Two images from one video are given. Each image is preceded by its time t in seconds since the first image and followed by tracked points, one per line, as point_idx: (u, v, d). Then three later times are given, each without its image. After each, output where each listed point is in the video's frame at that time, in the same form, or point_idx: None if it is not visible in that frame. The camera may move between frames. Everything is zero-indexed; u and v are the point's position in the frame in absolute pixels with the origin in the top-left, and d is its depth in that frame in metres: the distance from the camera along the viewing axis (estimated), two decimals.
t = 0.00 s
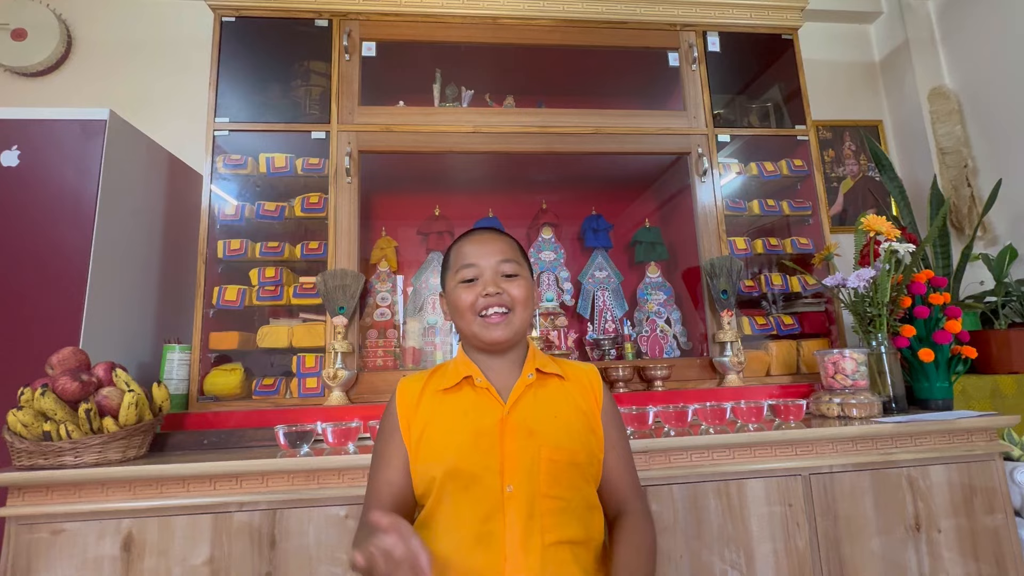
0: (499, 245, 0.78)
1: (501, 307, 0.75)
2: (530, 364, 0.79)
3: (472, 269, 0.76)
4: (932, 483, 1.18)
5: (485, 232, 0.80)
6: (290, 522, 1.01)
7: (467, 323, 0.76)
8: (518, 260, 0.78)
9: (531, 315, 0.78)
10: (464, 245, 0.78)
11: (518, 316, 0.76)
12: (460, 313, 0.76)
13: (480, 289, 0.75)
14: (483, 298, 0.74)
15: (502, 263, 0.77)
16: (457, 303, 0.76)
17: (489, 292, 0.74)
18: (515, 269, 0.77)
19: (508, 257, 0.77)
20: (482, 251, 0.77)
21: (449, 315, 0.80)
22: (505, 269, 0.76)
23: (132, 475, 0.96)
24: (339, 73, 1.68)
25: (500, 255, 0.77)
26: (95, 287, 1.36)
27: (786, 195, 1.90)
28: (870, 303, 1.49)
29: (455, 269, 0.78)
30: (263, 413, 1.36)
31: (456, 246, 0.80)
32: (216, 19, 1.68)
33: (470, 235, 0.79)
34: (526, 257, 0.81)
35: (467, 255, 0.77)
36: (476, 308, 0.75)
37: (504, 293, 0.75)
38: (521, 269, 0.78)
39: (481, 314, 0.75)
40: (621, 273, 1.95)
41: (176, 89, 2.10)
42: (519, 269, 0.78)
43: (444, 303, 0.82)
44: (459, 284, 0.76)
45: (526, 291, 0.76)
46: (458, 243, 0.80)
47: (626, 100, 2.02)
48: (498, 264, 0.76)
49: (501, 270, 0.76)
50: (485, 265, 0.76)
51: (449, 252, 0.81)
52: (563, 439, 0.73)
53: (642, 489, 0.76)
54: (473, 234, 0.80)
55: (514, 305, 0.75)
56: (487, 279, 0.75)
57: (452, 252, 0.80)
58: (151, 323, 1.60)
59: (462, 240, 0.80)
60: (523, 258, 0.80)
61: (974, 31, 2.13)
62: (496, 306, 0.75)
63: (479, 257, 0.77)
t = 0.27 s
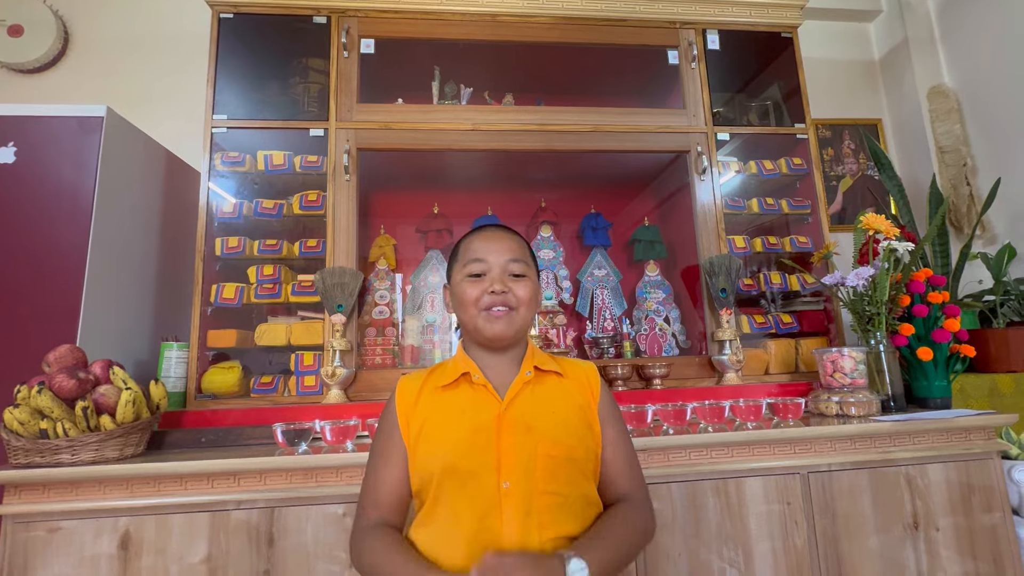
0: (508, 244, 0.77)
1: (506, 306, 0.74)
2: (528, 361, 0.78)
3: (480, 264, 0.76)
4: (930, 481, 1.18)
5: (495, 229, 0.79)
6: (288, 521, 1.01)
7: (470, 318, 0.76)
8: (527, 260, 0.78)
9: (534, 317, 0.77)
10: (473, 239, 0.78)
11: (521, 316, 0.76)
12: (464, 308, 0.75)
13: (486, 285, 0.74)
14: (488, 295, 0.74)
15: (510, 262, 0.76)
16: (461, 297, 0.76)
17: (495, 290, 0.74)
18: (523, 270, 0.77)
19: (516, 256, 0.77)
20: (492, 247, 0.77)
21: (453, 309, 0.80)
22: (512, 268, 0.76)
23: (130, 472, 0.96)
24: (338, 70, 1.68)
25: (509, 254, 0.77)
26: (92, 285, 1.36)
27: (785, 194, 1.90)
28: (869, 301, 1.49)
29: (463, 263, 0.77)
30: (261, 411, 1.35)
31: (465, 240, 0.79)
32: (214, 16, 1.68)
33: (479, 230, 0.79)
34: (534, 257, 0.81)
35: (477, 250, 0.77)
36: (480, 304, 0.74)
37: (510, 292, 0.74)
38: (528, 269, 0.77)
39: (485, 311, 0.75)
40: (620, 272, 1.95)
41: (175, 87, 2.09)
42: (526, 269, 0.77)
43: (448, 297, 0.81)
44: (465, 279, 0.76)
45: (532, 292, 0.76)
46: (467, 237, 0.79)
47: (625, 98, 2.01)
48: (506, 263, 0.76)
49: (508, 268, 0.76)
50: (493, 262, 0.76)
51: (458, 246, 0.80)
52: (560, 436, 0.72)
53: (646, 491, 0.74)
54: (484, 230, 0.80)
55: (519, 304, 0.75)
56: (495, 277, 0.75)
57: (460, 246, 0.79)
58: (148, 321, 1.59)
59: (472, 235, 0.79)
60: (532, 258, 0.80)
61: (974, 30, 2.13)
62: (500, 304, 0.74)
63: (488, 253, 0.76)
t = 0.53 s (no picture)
0: (516, 245, 0.77)
1: (510, 308, 0.75)
2: (531, 362, 0.79)
3: (486, 266, 0.76)
4: (930, 480, 1.18)
5: (503, 229, 0.79)
6: (289, 519, 1.01)
7: (474, 319, 0.76)
8: (533, 263, 0.78)
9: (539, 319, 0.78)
10: (480, 240, 0.78)
11: (526, 318, 0.76)
12: (469, 308, 0.76)
13: (492, 287, 0.74)
14: (493, 298, 0.74)
15: (517, 264, 0.76)
16: (467, 297, 0.76)
17: (501, 293, 0.74)
18: (529, 272, 0.77)
19: (523, 258, 0.76)
20: (498, 248, 0.76)
21: (458, 309, 0.80)
22: (518, 271, 0.76)
23: (132, 470, 0.96)
24: (339, 69, 1.68)
25: (516, 255, 0.76)
26: (94, 283, 1.36)
27: (786, 193, 1.90)
28: (870, 300, 1.49)
29: (469, 263, 0.77)
30: (263, 409, 1.36)
31: (472, 240, 0.79)
32: (215, 15, 1.68)
33: (487, 231, 0.79)
34: (540, 259, 0.81)
35: (483, 251, 0.77)
36: (485, 306, 0.75)
37: (515, 295, 0.74)
38: (534, 271, 0.77)
39: (490, 313, 0.75)
40: (621, 271, 1.95)
41: (176, 85, 2.09)
42: (533, 271, 0.77)
43: (453, 296, 0.82)
44: (471, 280, 0.76)
45: (537, 295, 0.76)
46: (474, 237, 0.79)
47: (627, 96, 2.01)
48: (512, 265, 0.76)
49: (514, 270, 0.76)
50: (500, 264, 0.76)
51: (464, 245, 0.80)
52: (561, 436, 0.73)
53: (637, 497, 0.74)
54: (491, 230, 0.79)
55: (523, 307, 0.75)
56: (501, 279, 0.75)
57: (467, 246, 0.79)
58: (150, 320, 1.60)
59: (479, 235, 0.79)
60: (538, 260, 0.80)
61: (976, 29, 2.13)
62: (505, 306, 0.74)
63: (495, 255, 0.76)
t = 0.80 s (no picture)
0: (517, 243, 0.77)
1: (513, 306, 0.75)
2: (534, 361, 0.79)
3: (488, 264, 0.76)
4: (931, 479, 1.18)
5: (504, 227, 0.79)
6: (291, 517, 1.01)
7: (476, 317, 0.76)
8: (534, 260, 0.78)
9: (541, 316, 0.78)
10: (481, 238, 0.78)
11: (528, 316, 0.76)
12: (471, 306, 0.76)
13: (493, 285, 0.75)
14: (496, 295, 0.74)
15: (518, 262, 0.76)
16: (469, 296, 0.76)
17: (503, 290, 0.74)
18: (531, 269, 0.77)
19: (524, 256, 0.77)
20: (499, 246, 0.77)
21: (460, 307, 0.80)
22: (520, 268, 0.76)
23: (135, 468, 0.96)
24: (340, 67, 1.68)
25: (517, 253, 0.77)
26: (97, 281, 1.36)
27: (788, 191, 1.90)
28: (871, 299, 1.49)
29: (470, 262, 0.78)
30: (265, 407, 1.36)
31: (473, 238, 0.79)
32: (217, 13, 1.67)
33: (488, 228, 0.79)
34: (542, 256, 0.81)
35: (484, 249, 0.77)
36: (488, 304, 0.75)
37: (517, 293, 0.74)
38: (536, 269, 0.77)
39: (492, 311, 0.75)
40: (622, 270, 1.95)
41: (177, 83, 2.09)
42: (534, 269, 0.78)
43: (454, 294, 0.82)
44: (473, 278, 0.76)
45: (539, 292, 0.76)
46: (476, 235, 0.79)
47: (628, 95, 2.01)
48: (514, 263, 0.76)
49: (516, 268, 0.76)
50: (501, 261, 0.76)
51: (466, 243, 0.80)
52: (564, 435, 0.73)
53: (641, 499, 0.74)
54: (492, 228, 0.79)
55: (526, 305, 0.75)
56: (502, 277, 0.75)
57: (468, 244, 0.79)
58: (152, 318, 1.60)
59: (480, 233, 0.79)
60: (539, 258, 0.80)
61: (978, 28, 2.12)
62: (508, 304, 0.75)
63: (496, 253, 0.76)
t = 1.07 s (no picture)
0: (514, 236, 0.77)
1: (512, 299, 0.75)
2: (534, 358, 0.79)
3: (485, 258, 0.76)
4: (930, 476, 1.18)
5: (501, 222, 0.79)
6: (290, 514, 1.01)
7: (476, 313, 0.75)
8: (532, 253, 0.78)
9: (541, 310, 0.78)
10: (478, 233, 0.78)
11: (528, 309, 0.76)
12: (470, 302, 0.75)
13: (492, 279, 0.74)
14: (494, 289, 0.74)
15: (516, 255, 0.76)
16: (467, 292, 0.76)
17: (502, 284, 0.74)
18: (529, 262, 0.77)
19: (522, 249, 0.77)
20: (496, 240, 0.77)
21: (459, 304, 0.80)
22: (518, 261, 0.76)
23: (134, 465, 0.96)
24: (339, 64, 1.67)
25: (515, 247, 0.77)
26: (95, 278, 1.36)
27: (787, 189, 1.90)
28: (870, 297, 1.49)
29: (468, 257, 0.77)
30: (264, 405, 1.36)
31: (470, 234, 0.79)
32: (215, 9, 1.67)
33: (485, 224, 0.79)
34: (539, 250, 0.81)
35: (481, 244, 0.77)
36: (487, 298, 0.74)
37: (516, 286, 0.74)
38: (534, 262, 0.77)
39: (492, 305, 0.75)
40: (622, 267, 1.95)
41: (175, 80, 2.08)
42: (532, 262, 0.78)
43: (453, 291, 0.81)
44: (472, 273, 0.76)
45: (538, 285, 0.76)
46: (473, 231, 0.79)
47: (628, 92, 2.00)
48: (512, 256, 0.76)
49: (514, 261, 0.76)
50: (499, 255, 0.76)
51: (463, 240, 0.80)
52: (565, 434, 0.73)
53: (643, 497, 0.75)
54: (489, 223, 0.79)
55: (525, 298, 0.75)
56: (501, 270, 0.75)
57: (465, 240, 0.79)
58: (150, 315, 1.60)
59: (477, 228, 0.79)
60: (537, 252, 0.80)
61: (979, 25, 2.11)
62: (507, 297, 0.74)
63: (494, 247, 0.76)
